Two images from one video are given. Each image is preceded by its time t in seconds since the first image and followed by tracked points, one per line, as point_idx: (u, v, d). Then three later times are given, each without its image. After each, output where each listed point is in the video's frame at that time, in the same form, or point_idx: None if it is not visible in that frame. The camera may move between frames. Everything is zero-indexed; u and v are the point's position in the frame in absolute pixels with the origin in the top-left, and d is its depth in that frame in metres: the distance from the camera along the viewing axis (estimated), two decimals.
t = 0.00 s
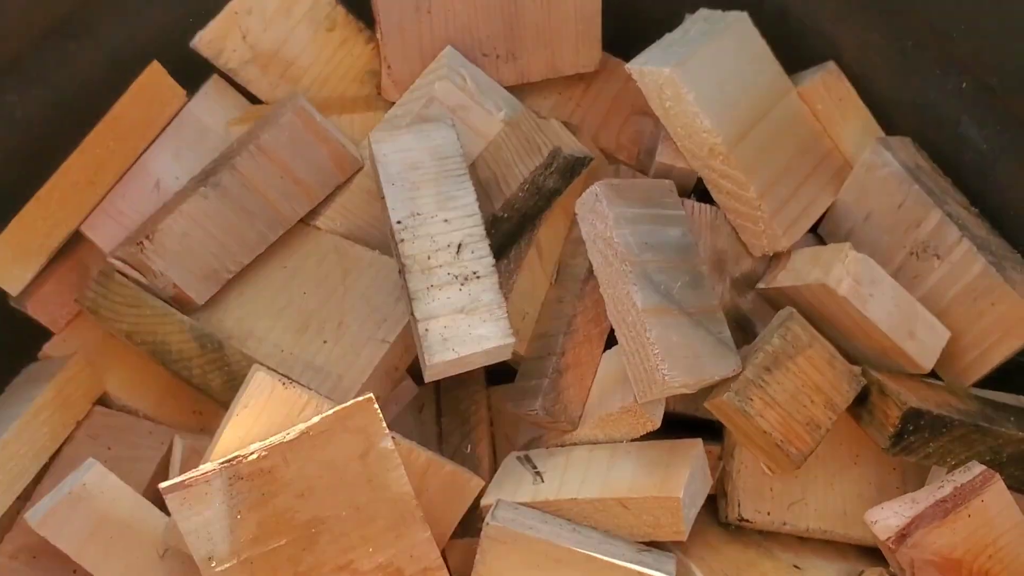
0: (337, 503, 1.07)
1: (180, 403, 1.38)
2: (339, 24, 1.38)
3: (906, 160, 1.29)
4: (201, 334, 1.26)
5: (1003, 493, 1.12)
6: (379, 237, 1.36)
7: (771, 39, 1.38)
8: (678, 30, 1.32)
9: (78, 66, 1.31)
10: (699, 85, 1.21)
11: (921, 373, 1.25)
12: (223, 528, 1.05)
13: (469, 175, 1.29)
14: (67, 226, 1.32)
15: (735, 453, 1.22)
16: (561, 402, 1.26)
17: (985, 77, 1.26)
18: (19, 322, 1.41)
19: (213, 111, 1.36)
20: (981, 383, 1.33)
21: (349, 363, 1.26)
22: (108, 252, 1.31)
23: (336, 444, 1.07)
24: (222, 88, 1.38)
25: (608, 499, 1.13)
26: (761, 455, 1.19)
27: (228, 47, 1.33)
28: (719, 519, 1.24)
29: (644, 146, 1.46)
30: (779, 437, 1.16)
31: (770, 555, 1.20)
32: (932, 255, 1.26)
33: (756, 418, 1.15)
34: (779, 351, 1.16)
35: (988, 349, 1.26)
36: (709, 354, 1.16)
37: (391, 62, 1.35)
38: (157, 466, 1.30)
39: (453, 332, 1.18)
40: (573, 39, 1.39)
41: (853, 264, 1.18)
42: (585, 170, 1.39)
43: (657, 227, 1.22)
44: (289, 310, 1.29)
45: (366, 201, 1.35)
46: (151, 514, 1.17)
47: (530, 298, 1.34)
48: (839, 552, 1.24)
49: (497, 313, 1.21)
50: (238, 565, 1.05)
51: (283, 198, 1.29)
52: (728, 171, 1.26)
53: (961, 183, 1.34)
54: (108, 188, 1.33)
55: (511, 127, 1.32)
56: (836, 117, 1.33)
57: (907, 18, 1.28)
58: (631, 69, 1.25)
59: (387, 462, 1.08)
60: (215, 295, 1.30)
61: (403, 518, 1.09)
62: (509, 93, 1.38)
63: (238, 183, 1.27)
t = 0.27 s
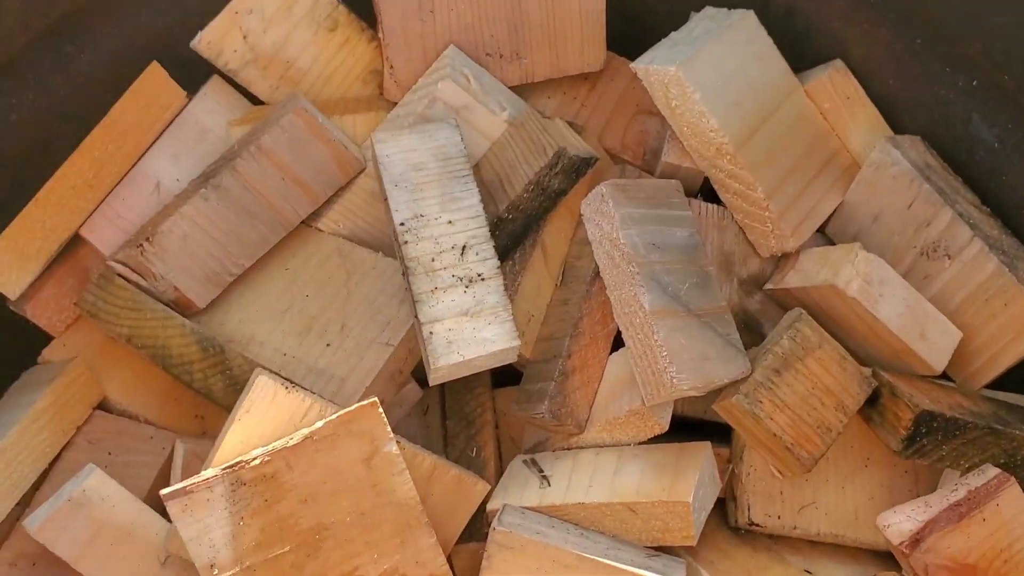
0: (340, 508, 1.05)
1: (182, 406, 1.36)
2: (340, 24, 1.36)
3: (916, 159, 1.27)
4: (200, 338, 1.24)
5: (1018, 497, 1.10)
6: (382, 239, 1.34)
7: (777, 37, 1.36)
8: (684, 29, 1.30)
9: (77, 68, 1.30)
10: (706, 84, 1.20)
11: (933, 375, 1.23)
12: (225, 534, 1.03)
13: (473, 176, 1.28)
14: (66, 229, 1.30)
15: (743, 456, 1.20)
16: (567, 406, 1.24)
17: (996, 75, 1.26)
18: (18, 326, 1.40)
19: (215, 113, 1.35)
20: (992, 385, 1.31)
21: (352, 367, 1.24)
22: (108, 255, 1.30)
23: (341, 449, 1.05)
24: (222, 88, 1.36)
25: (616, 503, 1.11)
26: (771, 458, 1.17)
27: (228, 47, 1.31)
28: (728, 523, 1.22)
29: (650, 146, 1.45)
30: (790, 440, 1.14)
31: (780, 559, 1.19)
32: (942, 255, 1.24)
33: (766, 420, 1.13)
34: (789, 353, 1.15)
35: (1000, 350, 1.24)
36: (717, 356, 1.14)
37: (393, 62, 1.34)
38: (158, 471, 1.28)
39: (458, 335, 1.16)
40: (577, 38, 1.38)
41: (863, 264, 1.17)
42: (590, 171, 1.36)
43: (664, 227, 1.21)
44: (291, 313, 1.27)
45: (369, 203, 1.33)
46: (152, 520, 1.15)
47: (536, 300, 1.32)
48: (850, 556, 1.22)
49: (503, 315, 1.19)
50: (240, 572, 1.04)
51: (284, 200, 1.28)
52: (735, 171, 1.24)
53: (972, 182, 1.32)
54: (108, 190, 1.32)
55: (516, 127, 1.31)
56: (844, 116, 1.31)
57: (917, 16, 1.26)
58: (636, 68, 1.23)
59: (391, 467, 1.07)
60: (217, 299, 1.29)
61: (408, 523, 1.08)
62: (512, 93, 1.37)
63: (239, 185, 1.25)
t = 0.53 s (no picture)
0: (351, 498, 1.05)
1: (190, 398, 1.36)
2: (348, 16, 1.37)
3: (924, 150, 1.27)
4: (208, 329, 1.24)
5: None
6: (391, 230, 1.35)
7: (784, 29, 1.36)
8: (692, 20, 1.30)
9: (86, 60, 1.30)
10: (714, 75, 1.20)
11: (941, 365, 1.23)
12: (236, 524, 1.03)
13: (481, 167, 1.28)
14: (74, 222, 1.30)
15: (752, 447, 1.20)
16: (576, 397, 1.24)
17: (1003, 64, 1.25)
18: (27, 318, 1.40)
19: (223, 105, 1.35)
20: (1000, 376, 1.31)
21: (361, 358, 1.24)
22: (116, 247, 1.30)
23: (351, 438, 1.05)
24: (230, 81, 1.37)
25: (626, 494, 1.11)
26: (780, 449, 1.17)
27: (236, 40, 1.32)
28: (737, 514, 1.22)
29: (657, 139, 1.45)
30: (799, 430, 1.14)
31: (789, 550, 1.19)
32: (951, 246, 1.24)
33: (775, 411, 1.13)
34: (798, 343, 1.15)
35: (1009, 340, 1.23)
36: (726, 347, 1.14)
37: (401, 54, 1.34)
38: (167, 462, 1.28)
39: (467, 326, 1.16)
40: (585, 30, 1.38)
41: (872, 254, 1.16)
42: (598, 163, 1.36)
43: (673, 218, 1.21)
44: (300, 305, 1.27)
45: (377, 194, 1.33)
46: (162, 511, 1.15)
47: (543, 292, 1.32)
48: (859, 547, 1.22)
49: (512, 305, 1.19)
50: (251, 562, 1.04)
51: (293, 191, 1.28)
52: (743, 162, 1.24)
53: (980, 173, 1.33)
54: (116, 183, 1.32)
55: (524, 119, 1.31)
56: (852, 108, 1.31)
57: (925, 6, 1.27)
58: (644, 59, 1.23)
59: (400, 456, 1.07)
60: (225, 291, 1.29)
61: (417, 513, 1.08)
62: (519, 85, 1.37)
63: (247, 177, 1.25)
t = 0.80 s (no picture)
0: (353, 488, 1.06)
1: (192, 391, 1.37)
2: (348, 11, 1.38)
3: (921, 142, 1.28)
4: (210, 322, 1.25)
5: None
6: (391, 224, 1.35)
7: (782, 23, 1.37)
8: (690, 14, 1.31)
9: (87, 55, 1.31)
10: (713, 69, 1.20)
11: (938, 356, 1.24)
12: (238, 514, 1.04)
13: (481, 161, 1.28)
14: (77, 216, 1.31)
15: (750, 438, 1.21)
16: (576, 389, 1.25)
17: (1000, 58, 1.26)
18: (30, 312, 1.41)
19: (224, 100, 1.36)
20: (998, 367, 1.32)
21: (362, 350, 1.25)
22: (118, 241, 1.31)
23: (352, 429, 1.06)
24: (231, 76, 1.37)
25: (625, 484, 1.12)
26: (779, 440, 1.18)
27: (237, 34, 1.32)
28: (736, 505, 1.23)
29: (656, 133, 1.46)
30: (797, 421, 1.14)
31: (788, 540, 1.19)
32: (949, 238, 1.25)
33: (774, 402, 1.14)
34: (796, 334, 1.15)
35: (1006, 331, 1.24)
36: (724, 338, 1.14)
37: (401, 49, 1.35)
38: (170, 454, 1.29)
39: (467, 318, 1.17)
40: (584, 25, 1.39)
41: (869, 246, 1.17)
42: (596, 157, 1.38)
43: (671, 211, 1.21)
44: (301, 298, 1.28)
45: (377, 188, 1.34)
46: (165, 503, 1.16)
47: (543, 285, 1.33)
48: (858, 537, 1.23)
49: (512, 298, 1.20)
50: (253, 551, 1.05)
51: (294, 185, 1.28)
52: (742, 155, 1.25)
53: (977, 166, 1.33)
54: (118, 176, 1.32)
55: (523, 113, 1.32)
56: (850, 101, 1.32)
57: None
58: (643, 53, 1.24)
59: (401, 446, 1.08)
60: (226, 284, 1.30)
61: (418, 503, 1.09)
62: (519, 80, 1.37)
63: (249, 171, 1.26)
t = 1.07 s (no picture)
0: (346, 478, 1.07)
1: (187, 384, 1.37)
2: (343, 7, 1.38)
3: (912, 136, 1.29)
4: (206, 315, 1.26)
5: (1015, 466, 1.11)
6: (385, 217, 1.36)
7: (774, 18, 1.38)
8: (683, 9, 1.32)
9: (84, 50, 1.32)
10: (705, 63, 1.21)
11: (929, 348, 1.25)
12: (233, 504, 1.05)
13: (475, 155, 1.29)
14: (73, 210, 1.31)
15: (743, 429, 1.22)
16: (569, 380, 1.25)
17: (991, 52, 1.27)
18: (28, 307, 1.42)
19: (219, 95, 1.37)
20: (988, 359, 1.33)
21: (356, 343, 1.26)
22: (114, 235, 1.31)
23: (346, 420, 1.07)
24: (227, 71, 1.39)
25: (617, 475, 1.13)
26: (770, 431, 1.18)
27: (232, 30, 1.33)
28: (728, 496, 1.23)
29: (649, 127, 1.46)
30: (789, 413, 1.15)
31: (780, 531, 1.20)
32: (939, 231, 1.26)
33: (765, 393, 1.15)
34: (788, 326, 1.16)
35: (996, 323, 1.25)
36: (716, 330, 1.15)
37: (395, 44, 1.35)
38: (165, 447, 1.30)
39: (461, 310, 1.18)
40: (577, 20, 1.40)
41: (860, 239, 1.18)
42: (590, 151, 1.38)
43: (663, 204, 1.22)
44: (295, 292, 1.29)
45: (371, 182, 1.35)
46: (160, 494, 1.16)
47: (536, 279, 1.34)
48: (849, 529, 1.24)
49: (505, 290, 1.21)
50: (247, 542, 1.05)
51: (288, 179, 1.29)
52: (734, 149, 1.25)
53: (967, 159, 1.34)
54: (114, 171, 1.33)
55: (517, 108, 1.32)
56: (842, 96, 1.33)
57: None
58: (636, 48, 1.25)
59: (395, 437, 1.09)
60: (221, 278, 1.30)
61: (412, 493, 1.09)
62: (513, 75, 1.38)
63: (244, 165, 1.26)
